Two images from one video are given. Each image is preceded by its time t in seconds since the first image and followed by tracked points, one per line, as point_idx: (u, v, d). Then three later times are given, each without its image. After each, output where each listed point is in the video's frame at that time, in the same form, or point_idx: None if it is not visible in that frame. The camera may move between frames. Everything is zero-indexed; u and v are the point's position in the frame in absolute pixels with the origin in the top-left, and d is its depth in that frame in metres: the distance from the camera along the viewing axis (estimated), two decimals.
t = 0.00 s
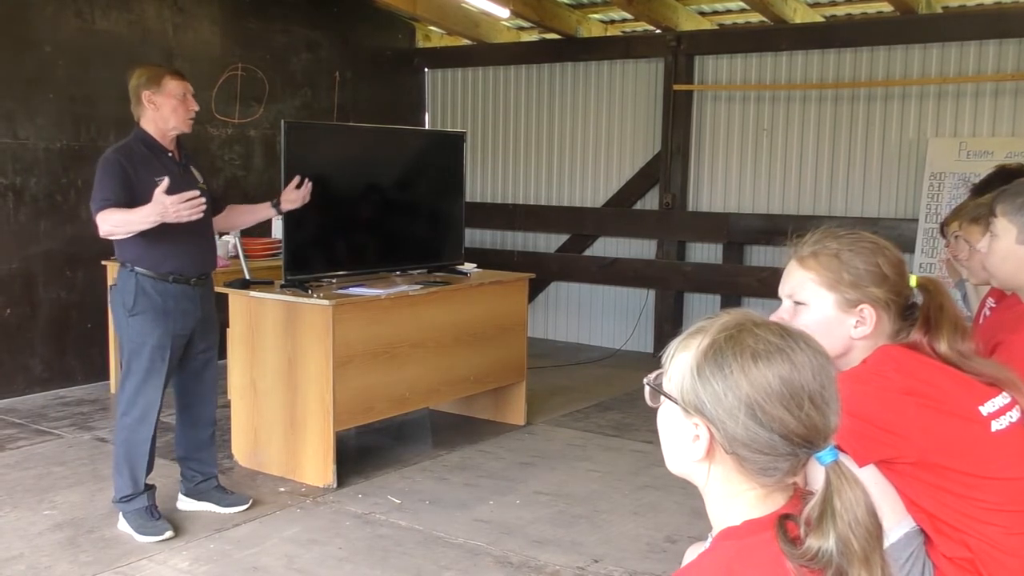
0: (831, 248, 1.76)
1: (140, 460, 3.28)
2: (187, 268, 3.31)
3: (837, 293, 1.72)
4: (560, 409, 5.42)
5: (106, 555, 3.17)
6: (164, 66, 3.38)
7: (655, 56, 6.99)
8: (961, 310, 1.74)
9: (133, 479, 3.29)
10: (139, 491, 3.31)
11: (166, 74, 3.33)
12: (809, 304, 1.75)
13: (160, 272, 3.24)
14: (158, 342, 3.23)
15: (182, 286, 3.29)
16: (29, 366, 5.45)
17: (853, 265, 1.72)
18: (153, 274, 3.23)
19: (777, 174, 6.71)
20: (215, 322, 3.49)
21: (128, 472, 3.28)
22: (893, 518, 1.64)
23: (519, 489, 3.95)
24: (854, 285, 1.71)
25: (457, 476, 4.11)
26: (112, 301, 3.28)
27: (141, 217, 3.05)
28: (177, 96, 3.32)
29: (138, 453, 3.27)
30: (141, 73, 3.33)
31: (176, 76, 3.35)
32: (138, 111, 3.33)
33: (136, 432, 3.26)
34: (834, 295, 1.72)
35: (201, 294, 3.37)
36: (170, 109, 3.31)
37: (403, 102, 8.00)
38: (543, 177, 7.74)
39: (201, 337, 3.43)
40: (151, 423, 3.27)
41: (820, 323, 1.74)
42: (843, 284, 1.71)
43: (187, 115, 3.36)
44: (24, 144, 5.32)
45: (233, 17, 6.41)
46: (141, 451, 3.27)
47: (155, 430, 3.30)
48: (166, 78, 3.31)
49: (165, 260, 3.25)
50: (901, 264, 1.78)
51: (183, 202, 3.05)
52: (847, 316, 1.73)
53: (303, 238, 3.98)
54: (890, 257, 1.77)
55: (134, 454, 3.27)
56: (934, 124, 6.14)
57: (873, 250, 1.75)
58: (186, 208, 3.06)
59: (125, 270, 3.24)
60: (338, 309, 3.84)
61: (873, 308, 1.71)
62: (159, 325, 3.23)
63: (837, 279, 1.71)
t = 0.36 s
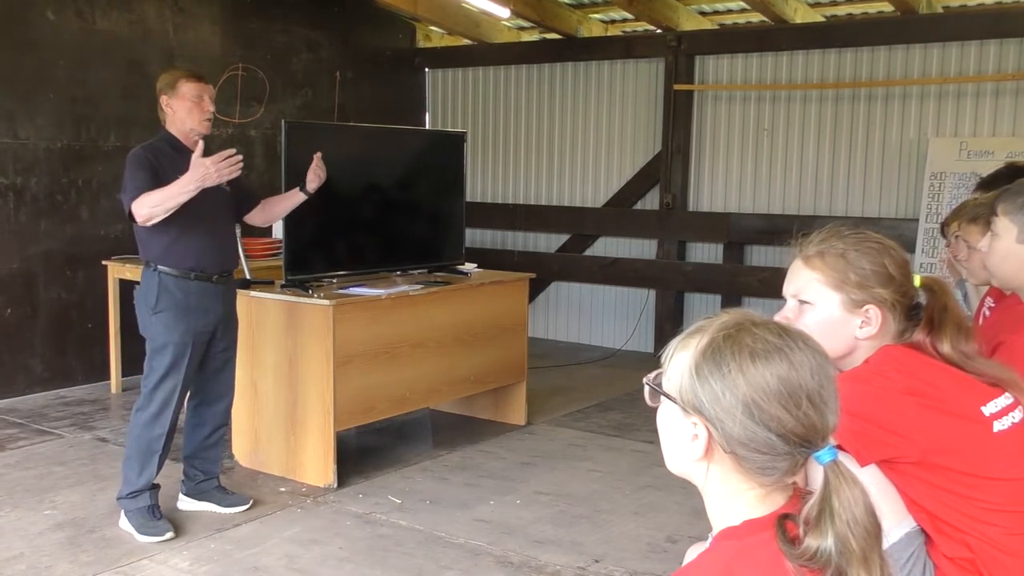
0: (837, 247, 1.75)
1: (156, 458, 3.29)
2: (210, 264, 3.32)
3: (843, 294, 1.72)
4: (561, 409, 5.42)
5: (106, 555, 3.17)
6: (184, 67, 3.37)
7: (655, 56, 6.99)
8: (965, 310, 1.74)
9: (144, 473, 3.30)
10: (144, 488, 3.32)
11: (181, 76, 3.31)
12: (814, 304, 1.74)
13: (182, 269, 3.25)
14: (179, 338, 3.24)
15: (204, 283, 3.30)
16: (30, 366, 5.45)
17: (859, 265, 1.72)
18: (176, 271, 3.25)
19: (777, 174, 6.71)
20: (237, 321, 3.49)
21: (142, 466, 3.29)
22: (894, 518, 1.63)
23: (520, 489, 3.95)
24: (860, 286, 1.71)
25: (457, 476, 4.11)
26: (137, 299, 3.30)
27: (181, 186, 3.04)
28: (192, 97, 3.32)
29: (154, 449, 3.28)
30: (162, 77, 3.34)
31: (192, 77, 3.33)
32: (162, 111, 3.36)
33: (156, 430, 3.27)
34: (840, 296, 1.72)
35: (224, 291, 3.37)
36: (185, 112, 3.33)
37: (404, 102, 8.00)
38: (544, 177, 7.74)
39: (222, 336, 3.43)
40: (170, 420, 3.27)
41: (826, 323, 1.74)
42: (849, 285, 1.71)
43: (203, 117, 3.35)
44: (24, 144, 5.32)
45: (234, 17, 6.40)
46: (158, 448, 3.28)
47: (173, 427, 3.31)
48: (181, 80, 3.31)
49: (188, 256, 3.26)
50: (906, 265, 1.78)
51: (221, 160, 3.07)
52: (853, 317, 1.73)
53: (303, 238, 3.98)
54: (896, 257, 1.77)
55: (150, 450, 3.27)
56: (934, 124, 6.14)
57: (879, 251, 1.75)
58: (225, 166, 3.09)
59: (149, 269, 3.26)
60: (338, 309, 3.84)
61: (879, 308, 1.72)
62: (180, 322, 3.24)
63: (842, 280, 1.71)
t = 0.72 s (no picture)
0: (837, 247, 1.75)
1: (160, 454, 3.29)
2: (214, 262, 3.31)
3: (844, 293, 1.72)
4: (561, 409, 5.42)
5: (107, 555, 3.17)
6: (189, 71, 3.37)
7: (655, 56, 6.99)
8: (967, 312, 1.73)
9: (152, 470, 3.30)
10: (152, 485, 3.31)
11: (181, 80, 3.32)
12: (813, 303, 1.75)
13: (186, 266, 3.25)
14: (180, 336, 3.24)
15: (207, 281, 3.29)
16: (31, 366, 5.45)
17: (859, 265, 1.72)
18: (180, 269, 3.25)
19: (778, 174, 6.71)
20: (242, 321, 3.47)
21: (150, 463, 3.30)
22: (895, 517, 1.63)
23: (520, 490, 3.95)
24: (860, 286, 1.71)
25: (457, 476, 4.11)
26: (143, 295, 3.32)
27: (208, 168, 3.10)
28: (192, 98, 3.31)
29: (158, 446, 3.28)
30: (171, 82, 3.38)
31: (194, 78, 3.33)
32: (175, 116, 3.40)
33: (158, 426, 3.28)
34: (840, 295, 1.72)
35: (229, 290, 3.35)
36: (188, 113, 3.33)
37: (404, 102, 8.00)
38: (544, 177, 7.74)
39: (227, 336, 3.42)
40: (173, 416, 3.28)
41: (826, 323, 1.74)
42: (849, 285, 1.71)
43: (204, 117, 3.33)
44: (25, 144, 5.32)
45: (234, 17, 6.40)
46: (161, 444, 3.28)
47: (176, 424, 3.31)
48: (183, 82, 3.33)
49: (190, 253, 3.26)
50: (908, 265, 1.77)
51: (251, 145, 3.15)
52: (853, 316, 1.73)
53: (303, 239, 3.98)
54: (898, 257, 1.76)
55: (155, 447, 3.28)
56: (935, 124, 6.14)
57: (880, 250, 1.75)
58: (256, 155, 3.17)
59: (155, 266, 3.27)
60: (338, 309, 3.84)
61: (879, 308, 1.72)
62: (181, 319, 3.24)
63: (841, 280, 1.71)
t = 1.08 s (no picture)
0: (836, 247, 1.76)
1: (159, 453, 3.30)
2: (211, 262, 3.30)
3: (840, 292, 1.72)
4: (561, 409, 5.42)
5: (107, 555, 3.17)
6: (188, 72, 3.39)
7: (656, 56, 6.99)
8: (970, 312, 1.72)
9: (154, 469, 3.31)
10: (153, 484, 3.32)
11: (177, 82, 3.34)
12: (810, 303, 1.75)
13: (184, 265, 3.26)
14: (177, 334, 3.25)
15: (204, 281, 3.28)
16: (31, 366, 5.45)
17: (857, 265, 1.72)
18: (178, 267, 3.26)
19: (778, 173, 6.71)
20: (243, 321, 3.46)
21: (151, 462, 3.31)
22: (896, 517, 1.63)
23: (520, 490, 3.95)
24: (856, 285, 1.71)
25: (458, 476, 4.11)
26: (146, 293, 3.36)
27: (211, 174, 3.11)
28: (186, 100, 3.31)
29: (157, 445, 3.29)
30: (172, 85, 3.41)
31: (187, 79, 3.33)
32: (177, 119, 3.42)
33: (157, 424, 3.29)
34: (836, 294, 1.72)
35: (228, 290, 3.34)
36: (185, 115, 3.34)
37: (404, 102, 8.01)
38: (544, 177, 7.74)
39: (226, 336, 3.41)
40: (170, 415, 3.28)
41: (823, 323, 1.75)
42: (845, 284, 1.71)
43: (196, 118, 3.32)
44: (26, 144, 5.32)
45: (235, 17, 6.40)
46: (159, 442, 3.29)
47: (174, 423, 3.31)
48: (179, 84, 3.34)
49: (188, 252, 3.27)
50: (907, 264, 1.77)
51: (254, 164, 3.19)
52: (849, 315, 1.73)
53: (303, 239, 3.98)
54: (897, 256, 1.76)
55: (154, 446, 3.29)
56: (935, 123, 6.14)
57: (878, 249, 1.75)
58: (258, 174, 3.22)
59: (157, 264, 3.30)
60: (339, 309, 3.84)
61: (875, 307, 1.72)
62: (178, 318, 3.25)
63: (839, 279, 1.72)
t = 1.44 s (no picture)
0: (833, 247, 1.76)
1: (154, 453, 3.30)
2: (203, 263, 3.29)
3: (834, 292, 1.72)
4: (561, 409, 5.42)
5: (108, 555, 3.17)
6: (176, 71, 3.40)
7: (656, 56, 6.99)
8: (969, 311, 1.71)
9: (150, 469, 3.31)
10: (152, 485, 3.32)
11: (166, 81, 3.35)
12: (807, 302, 1.76)
13: (176, 266, 3.26)
14: (169, 335, 3.25)
15: (197, 282, 3.28)
16: (31, 366, 5.45)
17: (853, 265, 1.72)
18: (170, 269, 3.26)
19: (778, 173, 6.71)
20: (238, 322, 3.46)
21: (147, 463, 3.31)
22: (897, 517, 1.63)
23: (520, 490, 3.95)
24: (850, 285, 1.71)
25: (458, 476, 4.11)
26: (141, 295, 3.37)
27: (164, 189, 3.06)
28: (172, 99, 3.32)
29: (152, 445, 3.29)
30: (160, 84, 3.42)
31: (173, 79, 3.35)
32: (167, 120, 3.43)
33: (151, 425, 3.29)
34: (831, 294, 1.73)
35: (221, 291, 3.34)
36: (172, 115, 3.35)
37: (405, 102, 8.01)
38: (544, 177, 7.74)
39: (221, 337, 3.41)
40: (164, 415, 3.28)
41: (818, 323, 1.76)
42: (840, 284, 1.72)
43: (181, 115, 3.32)
44: (26, 144, 5.32)
45: (235, 17, 6.40)
46: (153, 442, 3.29)
47: (169, 423, 3.31)
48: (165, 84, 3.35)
49: (179, 253, 3.27)
50: (906, 263, 1.77)
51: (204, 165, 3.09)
52: (844, 315, 1.73)
53: (303, 239, 3.98)
54: (894, 255, 1.76)
55: (149, 447, 3.29)
56: (936, 123, 6.13)
57: (875, 249, 1.75)
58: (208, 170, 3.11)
59: (151, 266, 3.31)
60: (338, 309, 3.84)
61: (870, 307, 1.72)
62: (171, 319, 3.25)
63: (835, 279, 1.72)
